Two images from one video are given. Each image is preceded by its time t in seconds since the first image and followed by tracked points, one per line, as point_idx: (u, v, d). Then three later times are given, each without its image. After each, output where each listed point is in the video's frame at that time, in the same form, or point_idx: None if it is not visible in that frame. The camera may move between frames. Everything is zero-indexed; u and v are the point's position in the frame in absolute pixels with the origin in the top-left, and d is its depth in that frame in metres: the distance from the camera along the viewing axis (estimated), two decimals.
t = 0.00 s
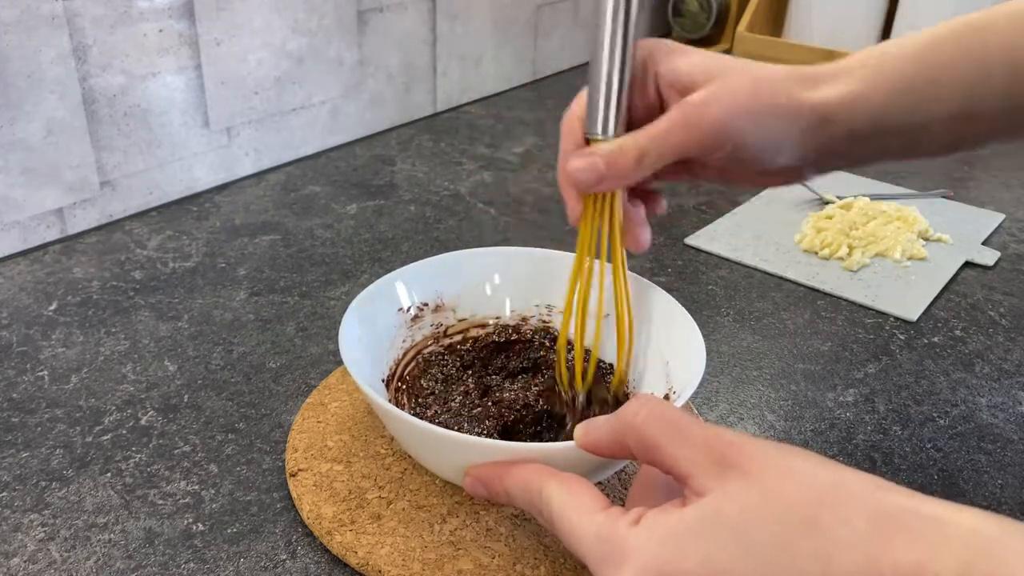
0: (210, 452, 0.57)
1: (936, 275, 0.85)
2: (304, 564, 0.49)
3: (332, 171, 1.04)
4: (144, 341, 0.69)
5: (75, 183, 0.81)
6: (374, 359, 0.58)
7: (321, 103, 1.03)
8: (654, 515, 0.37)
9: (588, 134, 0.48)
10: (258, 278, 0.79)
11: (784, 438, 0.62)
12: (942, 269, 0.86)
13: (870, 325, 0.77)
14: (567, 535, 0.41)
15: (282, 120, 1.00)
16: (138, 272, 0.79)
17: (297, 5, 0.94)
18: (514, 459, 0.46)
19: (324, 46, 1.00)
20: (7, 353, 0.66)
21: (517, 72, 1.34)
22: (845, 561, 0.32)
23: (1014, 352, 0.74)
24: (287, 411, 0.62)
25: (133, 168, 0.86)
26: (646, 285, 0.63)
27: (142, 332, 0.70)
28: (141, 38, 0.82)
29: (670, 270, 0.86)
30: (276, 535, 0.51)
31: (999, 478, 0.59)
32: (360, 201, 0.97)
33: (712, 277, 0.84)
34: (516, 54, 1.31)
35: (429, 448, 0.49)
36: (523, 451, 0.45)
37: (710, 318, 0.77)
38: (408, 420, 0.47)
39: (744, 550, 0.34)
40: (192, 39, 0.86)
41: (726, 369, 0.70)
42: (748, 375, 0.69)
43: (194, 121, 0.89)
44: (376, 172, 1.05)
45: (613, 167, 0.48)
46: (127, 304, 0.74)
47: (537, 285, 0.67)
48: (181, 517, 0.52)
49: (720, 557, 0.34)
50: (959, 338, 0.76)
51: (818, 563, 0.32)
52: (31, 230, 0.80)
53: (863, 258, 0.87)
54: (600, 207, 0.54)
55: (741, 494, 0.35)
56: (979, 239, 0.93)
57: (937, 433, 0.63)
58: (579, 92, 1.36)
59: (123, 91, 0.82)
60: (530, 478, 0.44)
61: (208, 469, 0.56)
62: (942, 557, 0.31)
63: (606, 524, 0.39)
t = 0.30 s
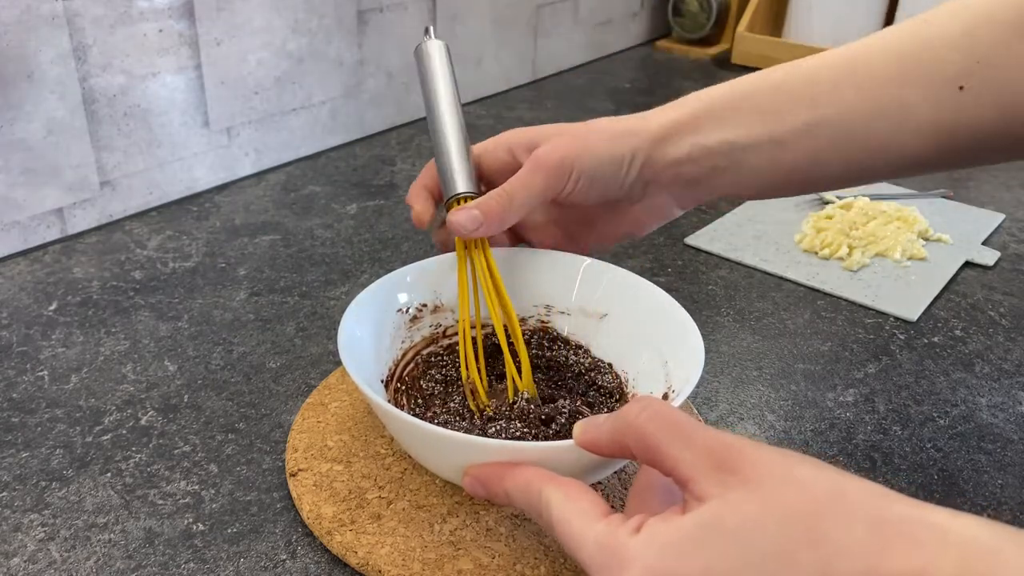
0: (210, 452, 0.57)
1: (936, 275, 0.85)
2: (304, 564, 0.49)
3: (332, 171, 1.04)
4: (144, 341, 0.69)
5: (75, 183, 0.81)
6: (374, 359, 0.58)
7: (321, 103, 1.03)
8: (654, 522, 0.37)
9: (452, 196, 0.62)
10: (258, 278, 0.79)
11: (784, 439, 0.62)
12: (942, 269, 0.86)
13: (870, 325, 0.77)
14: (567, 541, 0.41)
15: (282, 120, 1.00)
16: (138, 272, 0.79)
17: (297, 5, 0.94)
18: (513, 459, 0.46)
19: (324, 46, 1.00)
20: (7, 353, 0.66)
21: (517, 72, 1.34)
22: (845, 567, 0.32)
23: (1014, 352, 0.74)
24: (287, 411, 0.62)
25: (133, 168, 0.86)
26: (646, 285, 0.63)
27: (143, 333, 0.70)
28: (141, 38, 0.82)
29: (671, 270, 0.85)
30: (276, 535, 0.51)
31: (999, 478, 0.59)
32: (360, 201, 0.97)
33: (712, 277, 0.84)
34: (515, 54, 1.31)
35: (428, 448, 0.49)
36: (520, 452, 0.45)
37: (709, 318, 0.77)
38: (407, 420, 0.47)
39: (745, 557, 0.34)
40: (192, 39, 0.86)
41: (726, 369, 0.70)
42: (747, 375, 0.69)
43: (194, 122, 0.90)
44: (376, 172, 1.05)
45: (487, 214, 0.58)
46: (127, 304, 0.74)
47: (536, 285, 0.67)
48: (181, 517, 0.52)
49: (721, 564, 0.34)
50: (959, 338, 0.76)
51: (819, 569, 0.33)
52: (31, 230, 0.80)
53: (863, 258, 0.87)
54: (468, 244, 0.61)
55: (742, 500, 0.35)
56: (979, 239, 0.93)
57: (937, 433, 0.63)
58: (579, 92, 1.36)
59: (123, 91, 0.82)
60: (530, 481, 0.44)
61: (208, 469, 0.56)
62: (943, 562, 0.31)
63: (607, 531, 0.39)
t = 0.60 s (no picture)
0: (210, 452, 0.57)
1: (936, 275, 0.85)
2: (304, 564, 0.49)
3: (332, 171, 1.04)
4: (144, 341, 0.69)
5: (75, 183, 0.81)
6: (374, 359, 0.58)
7: (321, 103, 1.03)
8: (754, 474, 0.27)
9: (458, 196, 0.62)
10: (258, 278, 0.79)
11: (784, 438, 0.62)
12: (942, 269, 0.86)
13: (870, 325, 0.77)
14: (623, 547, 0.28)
15: (282, 120, 1.00)
16: (138, 272, 0.79)
17: (297, 5, 0.95)
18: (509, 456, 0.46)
19: (324, 46, 1.00)
20: (7, 354, 0.66)
21: (517, 72, 1.34)
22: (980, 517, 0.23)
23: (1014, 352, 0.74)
24: (287, 411, 0.62)
25: (133, 168, 0.86)
26: (647, 285, 0.63)
27: (142, 332, 0.70)
28: (141, 38, 0.82)
29: (671, 270, 0.86)
30: (276, 535, 0.51)
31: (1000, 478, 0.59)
32: (360, 201, 0.97)
33: (712, 277, 0.84)
34: (515, 54, 1.31)
35: (427, 446, 0.49)
36: (517, 449, 0.45)
37: (709, 318, 0.77)
38: (406, 420, 0.47)
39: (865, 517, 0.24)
40: (192, 39, 0.86)
41: (726, 369, 0.70)
42: (748, 375, 0.69)
43: (194, 122, 0.90)
44: (376, 172, 1.05)
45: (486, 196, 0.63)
46: (127, 304, 0.74)
47: (536, 285, 0.67)
48: (181, 517, 0.52)
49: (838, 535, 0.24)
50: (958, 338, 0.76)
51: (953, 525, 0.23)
52: (31, 230, 0.80)
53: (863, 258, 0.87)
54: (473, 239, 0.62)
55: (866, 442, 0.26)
56: (979, 240, 0.93)
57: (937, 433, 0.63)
58: (579, 92, 1.36)
59: (123, 91, 0.82)
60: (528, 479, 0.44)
61: (208, 469, 0.56)
62: None
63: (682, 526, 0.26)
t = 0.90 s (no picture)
0: (210, 452, 0.57)
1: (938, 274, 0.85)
2: (304, 564, 0.49)
3: (332, 171, 1.04)
4: (144, 341, 0.69)
5: (75, 183, 0.81)
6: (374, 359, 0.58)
7: (321, 103, 1.03)
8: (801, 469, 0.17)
9: (460, 196, 0.62)
10: (259, 278, 0.79)
11: (784, 438, 0.62)
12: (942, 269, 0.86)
13: (870, 325, 0.77)
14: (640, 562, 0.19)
15: (282, 120, 1.00)
16: (138, 272, 0.79)
17: (297, 5, 0.95)
18: (508, 456, 0.46)
19: (324, 46, 1.00)
20: (7, 354, 0.66)
21: (517, 72, 1.34)
22: None
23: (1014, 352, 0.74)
24: (287, 411, 0.62)
25: (133, 168, 0.86)
26: (647, 285, 0.63)
27: (142, 333, 0.70)
28: (141, 39, 0.82)
29: (671, 270, 0.85)
30: (276, 535, 0.51)
31: (1000, 478, 0.58)
32: (360, 201, 0.97)
33: (712, 277, 0.84)
34: (515, 54, 1.31)
35: (426, 446, 0.49)
36: (516, 449, 0.45)
37: (709, 318, 0.77)
38: (406, 420, 0.47)
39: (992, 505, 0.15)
40: (192, 39, 0.86)
41: (726, 369, 0.70)
42: (748, 375, 0.69)
43: (194, 122, 0.90)
44: (376, 172, 1.04)
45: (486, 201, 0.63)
46: (127, 304, 0.74)
47: (536, 285, 0.67)
48: (181, 517, 0.52)
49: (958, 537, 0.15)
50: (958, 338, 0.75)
51: None
52: (31, 230, 0.80)
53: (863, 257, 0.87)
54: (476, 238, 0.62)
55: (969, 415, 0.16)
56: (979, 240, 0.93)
57: (937, 433, 0.63)
58: (579, 92, 1.36)
59: (123, 91, 0.82)
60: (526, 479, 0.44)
61: (208, 469, 0.56)
62: None
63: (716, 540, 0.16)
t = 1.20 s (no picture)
0: (210, 452, 0.57)
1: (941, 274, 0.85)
2: (304, 564, 0.49)
3: (332, 171, 1.04)
4: (144, 341, 0.69)
5: (75, 184, 0.81)
6: (374, 359, 0.58)
7: (321, 103, 1.03)
8: None
9: (460, 196, 0.62)
10: (258, 278, 0.79)
11: (784, 438, 0.62)
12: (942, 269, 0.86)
13: (870, 325, 0.77)
14: None
15: (282, 120, 1.00)
16: (138, 272, 0.79)
17: (297, 5, 0.95)
18: (508, 455, 0.46)
19: (324, 46, 1.00)
20: (7, 353, 0.66)
21: (517, 72, 1.34)
22: None
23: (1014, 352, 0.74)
24: (287, 411, 0.62)
25: (133, 168, 0.86)
26: (647, 285, 0.63)
27: (142, 333, 0.70)
28: (141, 39, 0.82)
29: (671, 270, 0.85)
30: (276, 535, 0.51)
31: (1000, 478, 0.58)
32: (360, 201, 0.97)
33: (712, 277, 0.84)
34: (515, 54, 1.31)
35: (426, 446, 0.49)
36: (516, 448, 0.45)
37: (709, 318, 0.77)
38: (406, 420, 0.47)
39: None
40: (192, 40, 0.86)
41: (726, 369, 0.70)
42: (747, 375, 0.69)
43: (194, 122, 0.90)
44: (376, 172, 1.04)
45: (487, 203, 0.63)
46: (127, 304, 0.74)
47: (536, 285, 0.67)
48: (181, 517, 0.52)
49: None
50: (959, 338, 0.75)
51: None
52: (31, 230, 0.80)
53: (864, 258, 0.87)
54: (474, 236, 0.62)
55: None
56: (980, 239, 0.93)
57: (937, 433, 0.63)
58: (579, 92, 1.36)
59: (123, 91, 0.82)
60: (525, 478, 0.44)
61: (208, 469, 0.56)
62: None
63: None
